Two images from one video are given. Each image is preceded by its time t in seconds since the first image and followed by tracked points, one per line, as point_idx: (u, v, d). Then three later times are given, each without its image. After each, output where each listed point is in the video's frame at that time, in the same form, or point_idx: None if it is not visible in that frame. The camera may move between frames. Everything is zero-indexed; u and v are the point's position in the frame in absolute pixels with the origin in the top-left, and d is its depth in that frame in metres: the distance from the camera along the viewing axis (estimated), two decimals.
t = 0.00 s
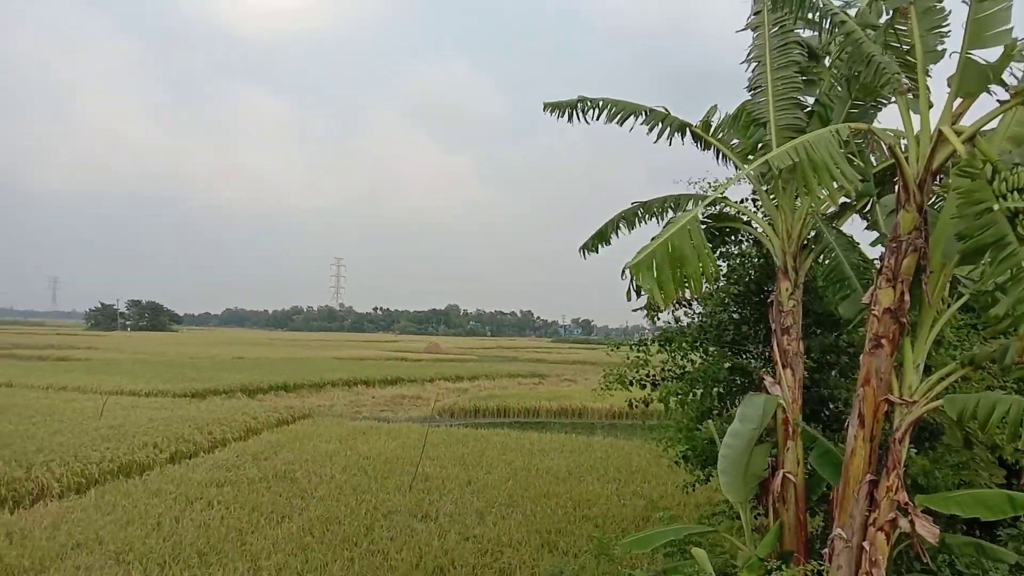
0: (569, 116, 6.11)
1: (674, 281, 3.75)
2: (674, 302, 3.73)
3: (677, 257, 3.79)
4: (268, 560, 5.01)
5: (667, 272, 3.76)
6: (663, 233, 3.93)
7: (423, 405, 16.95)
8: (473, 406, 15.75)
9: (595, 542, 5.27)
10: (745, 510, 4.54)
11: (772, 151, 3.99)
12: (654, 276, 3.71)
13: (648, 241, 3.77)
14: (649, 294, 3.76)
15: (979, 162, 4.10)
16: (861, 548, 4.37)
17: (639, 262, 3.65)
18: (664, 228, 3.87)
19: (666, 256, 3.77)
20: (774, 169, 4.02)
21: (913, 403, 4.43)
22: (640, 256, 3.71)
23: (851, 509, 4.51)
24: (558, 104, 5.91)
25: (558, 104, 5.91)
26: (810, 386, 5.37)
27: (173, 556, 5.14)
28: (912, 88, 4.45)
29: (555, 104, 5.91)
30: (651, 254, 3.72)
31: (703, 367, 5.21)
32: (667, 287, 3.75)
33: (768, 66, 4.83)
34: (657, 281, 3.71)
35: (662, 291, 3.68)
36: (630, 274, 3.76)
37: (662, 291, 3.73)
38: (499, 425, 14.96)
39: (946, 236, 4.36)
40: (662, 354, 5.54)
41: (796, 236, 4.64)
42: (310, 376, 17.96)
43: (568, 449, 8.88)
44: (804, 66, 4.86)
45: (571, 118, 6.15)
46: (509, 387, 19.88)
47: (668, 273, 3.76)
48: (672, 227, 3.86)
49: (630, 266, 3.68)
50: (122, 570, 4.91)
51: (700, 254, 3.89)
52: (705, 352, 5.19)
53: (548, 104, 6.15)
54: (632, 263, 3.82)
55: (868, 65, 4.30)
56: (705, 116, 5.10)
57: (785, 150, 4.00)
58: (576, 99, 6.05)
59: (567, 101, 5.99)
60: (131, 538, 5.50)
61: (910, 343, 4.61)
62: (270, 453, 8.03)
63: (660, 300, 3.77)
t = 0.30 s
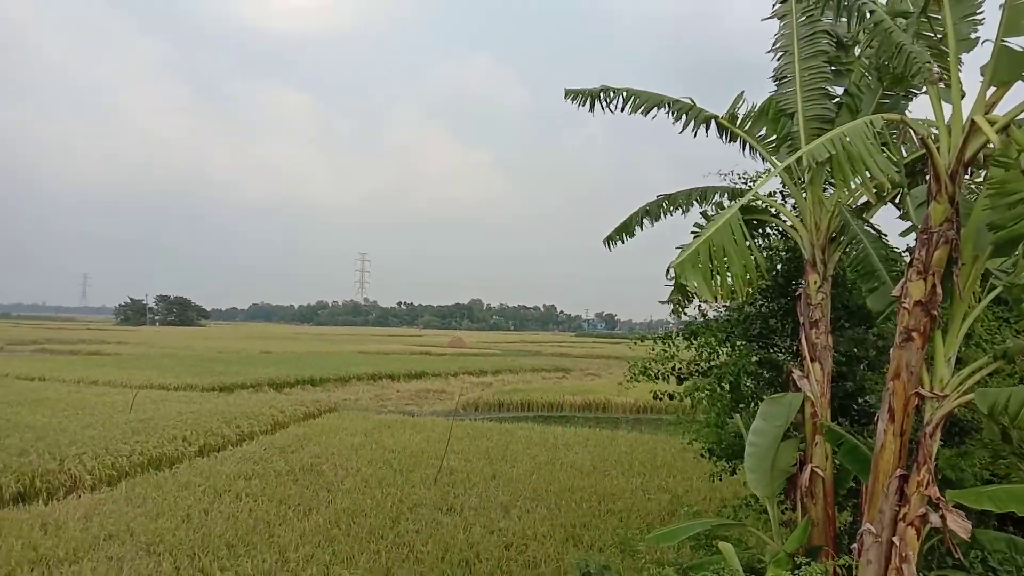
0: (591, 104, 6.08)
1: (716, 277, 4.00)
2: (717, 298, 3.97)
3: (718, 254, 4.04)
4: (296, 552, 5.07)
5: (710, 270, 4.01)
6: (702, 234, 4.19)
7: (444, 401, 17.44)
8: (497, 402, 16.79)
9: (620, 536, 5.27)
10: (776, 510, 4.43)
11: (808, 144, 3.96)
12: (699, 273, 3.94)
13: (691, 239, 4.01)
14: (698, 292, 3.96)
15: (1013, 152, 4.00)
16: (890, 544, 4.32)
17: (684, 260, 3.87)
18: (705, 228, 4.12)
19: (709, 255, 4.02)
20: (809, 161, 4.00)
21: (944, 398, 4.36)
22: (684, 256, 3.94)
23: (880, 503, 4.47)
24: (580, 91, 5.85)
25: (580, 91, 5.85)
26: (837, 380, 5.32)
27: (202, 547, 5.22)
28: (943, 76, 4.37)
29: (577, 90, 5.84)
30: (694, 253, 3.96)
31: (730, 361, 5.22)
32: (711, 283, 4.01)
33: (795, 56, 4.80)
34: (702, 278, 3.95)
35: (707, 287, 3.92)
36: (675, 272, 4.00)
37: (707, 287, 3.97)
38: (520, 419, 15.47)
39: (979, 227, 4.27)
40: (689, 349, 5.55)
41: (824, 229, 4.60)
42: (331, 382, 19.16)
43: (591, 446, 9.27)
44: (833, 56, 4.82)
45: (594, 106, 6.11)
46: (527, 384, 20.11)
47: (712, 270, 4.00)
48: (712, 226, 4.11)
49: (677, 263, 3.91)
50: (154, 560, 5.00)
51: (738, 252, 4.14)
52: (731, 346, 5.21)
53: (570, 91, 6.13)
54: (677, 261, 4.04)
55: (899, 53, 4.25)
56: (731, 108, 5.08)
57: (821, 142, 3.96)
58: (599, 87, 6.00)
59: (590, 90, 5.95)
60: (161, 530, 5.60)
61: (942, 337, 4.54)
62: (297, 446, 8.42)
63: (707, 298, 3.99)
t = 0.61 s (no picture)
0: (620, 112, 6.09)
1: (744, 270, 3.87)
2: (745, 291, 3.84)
3: (745, 246, 3.92)
4: (328, 545, 5.14)
5: (737, 262, 3.87)
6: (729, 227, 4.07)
7: (472, 399, 17.75)
8: (527, 398, 17.12)
9: (650, 534, 5.27)
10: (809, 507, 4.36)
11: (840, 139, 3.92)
12: (726, 265, 3.82)
13: (717, 231, 3.89)
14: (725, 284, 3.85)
15: None
16: (928, 544, 4.24)
17: (710, 252, 3.75)
18: (732, 220, 4.00)
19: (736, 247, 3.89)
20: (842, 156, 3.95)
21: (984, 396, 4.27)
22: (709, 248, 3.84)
23: (917, 503, 4.38)
24: (608, 99, 5.89)
25: (608, 99, 5.88)
26: (872, 378, 5.26)
27: (236, 540, 5.31)
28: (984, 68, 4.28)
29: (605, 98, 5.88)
30: (721, 244, 3.85)
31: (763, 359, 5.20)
32: (739, 276, 3.87)
33: (829, 50, 4.72)
34: (729, 271, 3.82)
35: (735, 280, 3.79)
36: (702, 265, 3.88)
37: (734, 280, 3.85)
38: (548, 416, 15.64)
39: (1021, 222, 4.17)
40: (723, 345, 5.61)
41: (860, 225, 4.54)
42: (363, 379, 19.68)
43: (624, 445, 9.37)
44: (868, 49, 4.72)
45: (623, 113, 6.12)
46: (554, 383, 20.27)
47: (740, 262, 3.87)
48: (740, 218, 3.99)
49: (703, 255, 3.80)
50: (190, 552, 5.09)
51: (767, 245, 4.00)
52: (765, 344, 5.19)
53: (598, 102, 6.14)
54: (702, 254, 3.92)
55: (938, 45, 4.16)
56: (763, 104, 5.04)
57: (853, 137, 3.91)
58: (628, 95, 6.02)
59: (618, 96, 5.97)
60: (196, 522, 5.72)
61: (982, 334, 4.44)
62: (329, 442, 8.99)
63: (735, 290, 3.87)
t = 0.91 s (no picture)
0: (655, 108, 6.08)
1: (778, 260, 3.82)
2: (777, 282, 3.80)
3: (780, 236, 3.86)
4: (362, 542, 5.21)
5: (771, 253, 3.82)
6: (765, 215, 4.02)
7: (503, 397, 17.93)
8: (558, 397, 17.18)
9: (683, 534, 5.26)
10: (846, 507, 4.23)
11: (880, 128, 3.88)
12: (758, 256, 3.79)
13: (750, 221, 3.86)
14: (753, 273, 3.82)
15: None
16: (970, 546, 4.14)
17: (741, 243, 3.73)
18: (768, 209, 3.95)
19: (769, 237, 3.84)
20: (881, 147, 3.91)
21: None
22: (742, 237, 3.80)
23: (959, 504, 4.29)
24: (643, 94, 5.85)
25: (643, 94, 5.85)
26: (910, 377, 5.18)
27: (272, 535, 5.41)
28: None
29: (640, 95, 5.85)
30: (754, 234, 3.81)
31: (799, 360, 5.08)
32: (772, 267, 3.83)
33: (868, 44, 4.65)
34: (761, 262, 3.78)
35: (766, 271, 3.76)
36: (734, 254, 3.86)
37: (767, 271, 3.81)
38: (579, 414, 15.69)
39: None
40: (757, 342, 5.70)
41: (900, 221, 4.46)
42: (395, 377, 20.03)
43: (657, 444, 9.42)
44: (909, 43, 4.63)
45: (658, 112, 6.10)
46: (583, 381, 20.28)
47: (773, 254, 3.83)
48: (776, 207, 3.93)
49: (734, 246, 3.78)
50: (227, 547, 5.19)
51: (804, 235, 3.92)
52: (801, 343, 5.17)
53: (633, 100, 6.10)
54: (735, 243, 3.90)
55: (982, 37, 4.06)
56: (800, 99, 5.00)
57: (893, 128, 3.86)
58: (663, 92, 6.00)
59: (652, 92, 5.96)
60: (233, 518, 5.82)
61: None
62: (363, 438, 9.27)
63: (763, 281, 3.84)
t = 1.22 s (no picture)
0: (686, 87, 6.11)
1: (826, 264, 3.76)
2: (827, 286, 3.73)
3: (827, 240, 3.81)
4: (398, 539, 5.27)
5: (819, 257, 3.77)
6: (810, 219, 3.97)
7: (535, 396, 17.98)
8: (590, 396, 17.14)
9: (720, 533, 5.24)
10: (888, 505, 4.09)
11: (923, 126, 3.78)
12: (806, 260, 3.73)
13: (797, 224, 3.81)
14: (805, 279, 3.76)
15: None
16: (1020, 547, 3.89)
17: (789, 246, 3.68)
18: (813, 213, 3.90)
19: (817, 241, 3.79)
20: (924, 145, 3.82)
21: None
22: (789, 241, 3.78)
23: (1007, 505, 4.05)
24: (675, 73, 5.83)
25: (675, 73, 5.83)
26: (952, 374, 5.07)
27: (309, 532, 5.49)
28: None
29: (672, 73, 5.83)
30: (801, 238, 3.76)
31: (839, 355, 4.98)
32: (821, 272, 3.76)
33: (910, 35, 4.55)
34: (810, 265, 3.72)
35: (816, 275, 3.69)
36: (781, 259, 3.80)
37: (816, 275, 3.75)
38: (613, 413, 15.68)
39: None
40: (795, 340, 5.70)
41: (942, 217, 4.37)
42: (428, 375, 20.29)
43: (692, 443, 9.38)
44: (954, 33, 4.52)
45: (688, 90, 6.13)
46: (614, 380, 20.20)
47: (821, 258, 3.77)
48: (822, 211, 3.88)
49: (782, 249, 3.73)
50: (266, 544, 5.28)
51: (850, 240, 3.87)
52: (841, 339, 5.09)
53: (663, 76, 6.09)
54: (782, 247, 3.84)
55: None
56: (838, 92, 4.95)
57: (937, 124, 3.77)
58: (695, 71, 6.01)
59: (685, 71, 5.96)
60: (271, 515, 5.93)
61: None
62: (398, 436, 9.34)
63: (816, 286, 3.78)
